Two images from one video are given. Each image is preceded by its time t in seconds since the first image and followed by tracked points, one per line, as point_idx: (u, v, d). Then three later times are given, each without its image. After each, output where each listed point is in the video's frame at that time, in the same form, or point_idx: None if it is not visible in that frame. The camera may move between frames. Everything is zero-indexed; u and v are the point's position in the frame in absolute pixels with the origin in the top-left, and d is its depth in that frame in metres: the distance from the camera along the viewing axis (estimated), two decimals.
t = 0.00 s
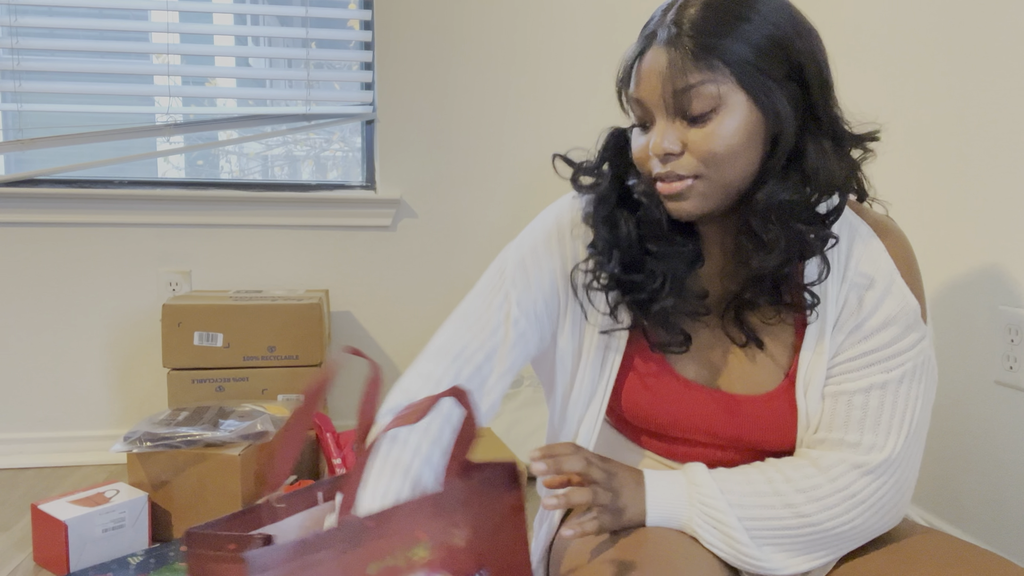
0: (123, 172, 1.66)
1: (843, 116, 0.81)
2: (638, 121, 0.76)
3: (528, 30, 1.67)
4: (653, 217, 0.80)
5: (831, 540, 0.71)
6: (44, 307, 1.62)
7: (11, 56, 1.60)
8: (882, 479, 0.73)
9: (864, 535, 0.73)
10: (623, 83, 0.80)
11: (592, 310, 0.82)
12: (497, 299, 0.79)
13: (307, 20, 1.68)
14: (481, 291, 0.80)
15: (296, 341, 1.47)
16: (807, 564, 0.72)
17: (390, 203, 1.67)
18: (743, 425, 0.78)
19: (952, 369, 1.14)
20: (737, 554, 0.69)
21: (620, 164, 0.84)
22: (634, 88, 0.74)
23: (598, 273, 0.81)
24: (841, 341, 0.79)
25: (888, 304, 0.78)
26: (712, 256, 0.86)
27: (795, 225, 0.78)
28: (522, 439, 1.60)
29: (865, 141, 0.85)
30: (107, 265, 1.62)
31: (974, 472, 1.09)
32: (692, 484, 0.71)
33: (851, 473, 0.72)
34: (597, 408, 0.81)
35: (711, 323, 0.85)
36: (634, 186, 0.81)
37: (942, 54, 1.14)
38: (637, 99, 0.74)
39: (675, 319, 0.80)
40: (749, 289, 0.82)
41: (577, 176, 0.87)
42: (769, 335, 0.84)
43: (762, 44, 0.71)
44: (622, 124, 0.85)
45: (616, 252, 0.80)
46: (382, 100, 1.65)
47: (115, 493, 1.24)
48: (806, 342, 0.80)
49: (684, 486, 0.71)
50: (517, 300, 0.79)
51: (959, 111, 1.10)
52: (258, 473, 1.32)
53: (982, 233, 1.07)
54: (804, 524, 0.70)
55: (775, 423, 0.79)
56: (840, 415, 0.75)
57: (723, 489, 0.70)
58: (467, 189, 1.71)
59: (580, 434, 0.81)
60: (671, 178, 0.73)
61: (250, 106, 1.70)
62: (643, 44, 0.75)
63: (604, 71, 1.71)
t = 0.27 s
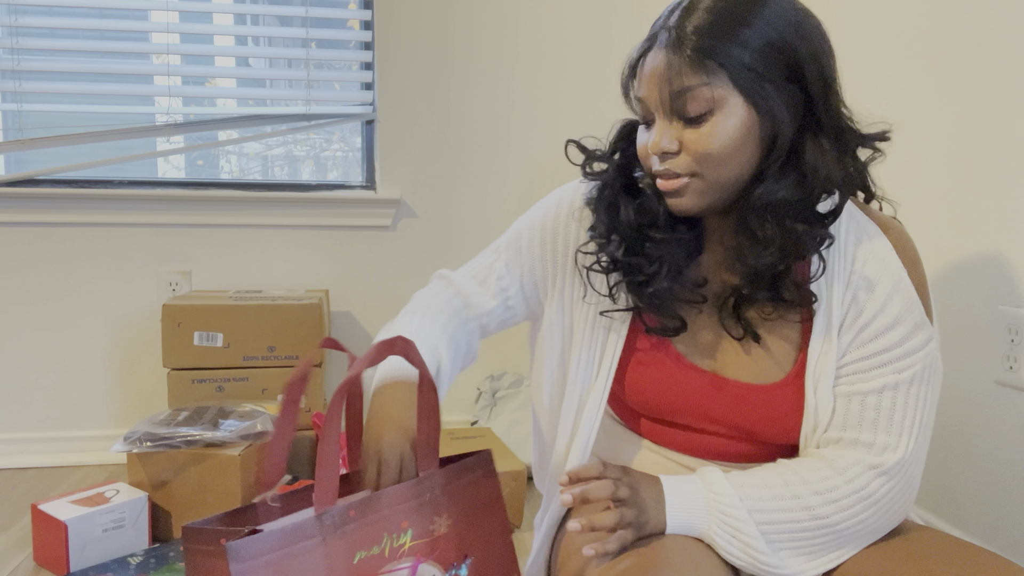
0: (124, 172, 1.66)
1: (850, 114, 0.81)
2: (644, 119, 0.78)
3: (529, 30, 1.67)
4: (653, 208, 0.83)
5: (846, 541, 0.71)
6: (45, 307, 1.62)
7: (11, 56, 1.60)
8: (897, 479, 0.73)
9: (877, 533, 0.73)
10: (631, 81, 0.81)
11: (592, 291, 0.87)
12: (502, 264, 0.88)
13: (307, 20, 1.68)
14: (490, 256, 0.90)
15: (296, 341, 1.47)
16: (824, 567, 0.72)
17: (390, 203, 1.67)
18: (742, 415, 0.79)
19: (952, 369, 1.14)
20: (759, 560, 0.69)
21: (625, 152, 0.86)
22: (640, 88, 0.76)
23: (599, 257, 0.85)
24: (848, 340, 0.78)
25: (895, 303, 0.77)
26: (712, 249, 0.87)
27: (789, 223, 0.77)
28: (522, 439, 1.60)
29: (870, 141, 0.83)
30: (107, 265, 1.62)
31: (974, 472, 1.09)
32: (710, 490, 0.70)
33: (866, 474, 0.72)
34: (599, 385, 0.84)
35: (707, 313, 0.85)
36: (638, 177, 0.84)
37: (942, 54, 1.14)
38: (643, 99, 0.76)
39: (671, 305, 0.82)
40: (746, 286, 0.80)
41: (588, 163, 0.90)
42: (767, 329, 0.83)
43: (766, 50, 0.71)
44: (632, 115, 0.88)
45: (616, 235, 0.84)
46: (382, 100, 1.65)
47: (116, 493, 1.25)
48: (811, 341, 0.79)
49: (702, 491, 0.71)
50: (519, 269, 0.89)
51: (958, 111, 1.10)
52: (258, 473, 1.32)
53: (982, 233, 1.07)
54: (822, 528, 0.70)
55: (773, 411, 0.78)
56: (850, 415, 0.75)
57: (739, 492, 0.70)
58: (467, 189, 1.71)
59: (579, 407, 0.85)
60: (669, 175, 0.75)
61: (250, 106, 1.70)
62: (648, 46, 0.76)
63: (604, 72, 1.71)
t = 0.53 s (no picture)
0: (124, 172, 1.66)
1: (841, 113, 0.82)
2: (642, 126, 0.78)
3: (529, 30, 1.67)
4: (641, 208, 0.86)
5: (847, 530, 0.72)
6: (45, 306, 1.62)
7: (11, 56, 1.60)
8: (896, 467, 0.73)
9: (876, 521, 0.73)
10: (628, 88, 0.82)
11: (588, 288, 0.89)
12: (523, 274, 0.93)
13: (307, 20, 1.68)
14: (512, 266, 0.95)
15: (296, 341, 1.47)
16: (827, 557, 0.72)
17: (390, 203, 1.67)
18: (732, 403, 0.78)
19: (952, 369, 1.14)
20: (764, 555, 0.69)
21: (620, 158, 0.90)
22: (636, 96, 0.76)
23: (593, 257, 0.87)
24: (842, 329, 0.76)
25: (888, 290, 0.75)
26: (706, 245, 0.87)
27: (783, 219, 0.78)
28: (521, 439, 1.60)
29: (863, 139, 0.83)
30: (108, 265, 1.62)
31: (974, 472, 1.09)
32: (713, 488, 0.70)
33: (866, 465, 0.72)
34: (599, 377, 0.85)
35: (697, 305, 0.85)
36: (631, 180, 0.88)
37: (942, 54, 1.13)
38: (639, 107, 0.76)
39: (661, 299, 0.83)
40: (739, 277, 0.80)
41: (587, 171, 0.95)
42: (757, 320, 0.82)
43: (755, 57, 0.71)
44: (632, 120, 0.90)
45: (607, 232, 0.86)
46: (382, 100, 1.65)
47: (116, 493, 1.25)
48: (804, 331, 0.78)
49: (705, 489, 0.70)
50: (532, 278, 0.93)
51: (958, 111, 1.10)
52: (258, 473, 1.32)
53: (982, 233, 1.07)
54: (823, 520, 0.70)
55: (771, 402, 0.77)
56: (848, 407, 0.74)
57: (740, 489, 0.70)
58: (467, 189, 1.71)
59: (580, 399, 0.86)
60: (669, 181, 0.75)
61: (250, 106, 1.70)
62: (644, 54, 0.76)
63: (604, 72, 1.71)
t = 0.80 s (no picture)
0: (123, 172, 1.66)
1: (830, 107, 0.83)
2: (641, 126, 0.78)
3: (529, 30, 1.67)
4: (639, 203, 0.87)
5: (841, 516, 0.72)
6: (45, 307, 1.62)
7: (11, 56, 1.60)
8: (886, 450, 0.73)
9: (871, 503, 0.74)
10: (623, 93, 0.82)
11: (591, 283, 0.89)
12: (533, 286, 0.92)
13: (307, 20, 1.68)
14: (519, 285, 0.93)
15: (296, 341, 1.47)
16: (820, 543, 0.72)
17: (389, 203, 1.67)
18: (733, 388, 0.77)
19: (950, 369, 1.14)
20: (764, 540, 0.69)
21: (619, 158, 0.91)
22: (636, 97, 0.77)
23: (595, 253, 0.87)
24: (837, 312, 0.77)
25: (880, 275, 0.77)
26: (704, 236, 0.88)
27: (783, 203, 0.79)
28: (521, 438, 1.60)
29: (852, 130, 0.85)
30: (107, 265, 1.62)
31: (973, 472, 1.09)
32: (712, 481, 0.70)
33: (861, 447, 0.72)
34: (599, 369, 0.84)
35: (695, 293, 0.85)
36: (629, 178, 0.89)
37: (942, 54, 1.13)
38: (639, 107, 0.76)
39: (661, 287, 0.84)
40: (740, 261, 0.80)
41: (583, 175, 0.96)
42: (755, 304, 0.81)
43: (749, 51, 0.73)
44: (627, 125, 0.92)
45: (606, 226, 0.87)
46: (382, 100, 1.65)
47: (116, 493, 1.25)
48: (801, 314, 0.78)
49: (704, 483, 0.70)
50: (543, 286, 0.91)
51: (958, 111, 1.10)
52: (258, 473, 1.32)
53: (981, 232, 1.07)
54: (819, 503, 0.70)
55: (770, 388, 0.77)
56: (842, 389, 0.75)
57: (738, 478, 0.70)
58: (466, 188, 1.71)
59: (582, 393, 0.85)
60: (674, 177, 0.76)
61: (250, 106, 1.70)
62: (641, 56, 0.77)
63: (604, 71, 1.71)
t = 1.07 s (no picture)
0: (124, 172, 1.66)
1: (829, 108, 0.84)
2: (643, 127, 0.78)
3: (529, 30, 1.67)
4: (646, 201, 0.86)
5: (844, 513, 0.73)
6: (45, 307, 1.62)
7: (11, 56, 1.60)
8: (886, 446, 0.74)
9: (871, 500, 0.75)
10: (626, 95, 0.82)
11: (593, 283, 0.89)
12: (530, 291, 0.91)
13: (307, 20, 1.68)
14: (515, 293, 0.92)
15: (296, 341, 1.47)
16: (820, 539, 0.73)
17: (390, 203, 1.67)
18: (739, 388, 0.77)
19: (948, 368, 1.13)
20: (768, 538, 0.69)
21: (622, 156, 0.90)
22: (638, 100, 0.76)
23: (599, 253, 0.87)
24: (840, 309, 0.78)
25: (882, 273, 0.78)
26: (710, 236, 0.88)
27: (789, 203, 0.79)
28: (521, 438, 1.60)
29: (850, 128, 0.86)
30: (107, 265, 1.62)
31: (973, 472, 1.09)
32: (715, 481, 0.69)
33: (863, 445, 0.73)
34: (601, 369, 0.84)
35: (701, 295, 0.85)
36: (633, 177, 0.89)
37: (941, 54, 1.14)
38: (642, 109, 0.76)
39: (667, 286, 0.83)
40: (746, 261, 0.81)
41: (584, 174, 0.95)
42: (758, 303, 0.82)
43: (749, 51, 0.73)
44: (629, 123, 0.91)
45: (612, 230, 0.86)
46: (381, 100, 1.65)
47: (116, 493, 1.24)
48: (804, 312, 0.78)
49: (706, 483, 0.69)
50: (542, 290, 0.91)
51: (957, 110, 1.10)
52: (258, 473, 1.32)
53: (981, 232, 1.06)
54: (822, 500, 0.71)
55: (772, 386, 0.77)
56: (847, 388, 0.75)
57: (742, 478, 0.70)
58: (466, 188, 1.71)
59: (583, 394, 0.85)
60: (678, 178, 0.76)
61: (250, 106, 1.70)
62: (642, 58, 0.76)
63: (604, 72, 1.71)
